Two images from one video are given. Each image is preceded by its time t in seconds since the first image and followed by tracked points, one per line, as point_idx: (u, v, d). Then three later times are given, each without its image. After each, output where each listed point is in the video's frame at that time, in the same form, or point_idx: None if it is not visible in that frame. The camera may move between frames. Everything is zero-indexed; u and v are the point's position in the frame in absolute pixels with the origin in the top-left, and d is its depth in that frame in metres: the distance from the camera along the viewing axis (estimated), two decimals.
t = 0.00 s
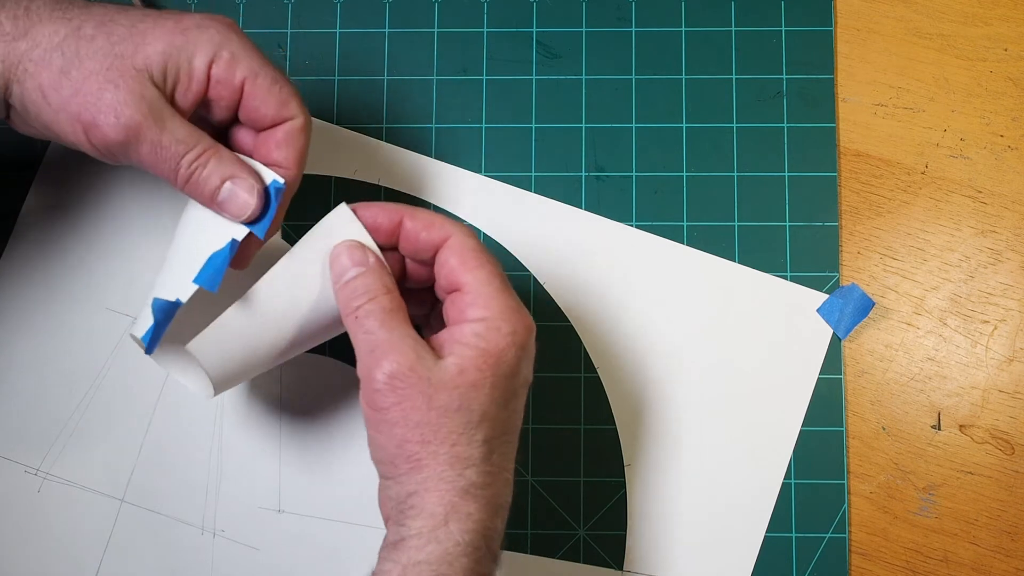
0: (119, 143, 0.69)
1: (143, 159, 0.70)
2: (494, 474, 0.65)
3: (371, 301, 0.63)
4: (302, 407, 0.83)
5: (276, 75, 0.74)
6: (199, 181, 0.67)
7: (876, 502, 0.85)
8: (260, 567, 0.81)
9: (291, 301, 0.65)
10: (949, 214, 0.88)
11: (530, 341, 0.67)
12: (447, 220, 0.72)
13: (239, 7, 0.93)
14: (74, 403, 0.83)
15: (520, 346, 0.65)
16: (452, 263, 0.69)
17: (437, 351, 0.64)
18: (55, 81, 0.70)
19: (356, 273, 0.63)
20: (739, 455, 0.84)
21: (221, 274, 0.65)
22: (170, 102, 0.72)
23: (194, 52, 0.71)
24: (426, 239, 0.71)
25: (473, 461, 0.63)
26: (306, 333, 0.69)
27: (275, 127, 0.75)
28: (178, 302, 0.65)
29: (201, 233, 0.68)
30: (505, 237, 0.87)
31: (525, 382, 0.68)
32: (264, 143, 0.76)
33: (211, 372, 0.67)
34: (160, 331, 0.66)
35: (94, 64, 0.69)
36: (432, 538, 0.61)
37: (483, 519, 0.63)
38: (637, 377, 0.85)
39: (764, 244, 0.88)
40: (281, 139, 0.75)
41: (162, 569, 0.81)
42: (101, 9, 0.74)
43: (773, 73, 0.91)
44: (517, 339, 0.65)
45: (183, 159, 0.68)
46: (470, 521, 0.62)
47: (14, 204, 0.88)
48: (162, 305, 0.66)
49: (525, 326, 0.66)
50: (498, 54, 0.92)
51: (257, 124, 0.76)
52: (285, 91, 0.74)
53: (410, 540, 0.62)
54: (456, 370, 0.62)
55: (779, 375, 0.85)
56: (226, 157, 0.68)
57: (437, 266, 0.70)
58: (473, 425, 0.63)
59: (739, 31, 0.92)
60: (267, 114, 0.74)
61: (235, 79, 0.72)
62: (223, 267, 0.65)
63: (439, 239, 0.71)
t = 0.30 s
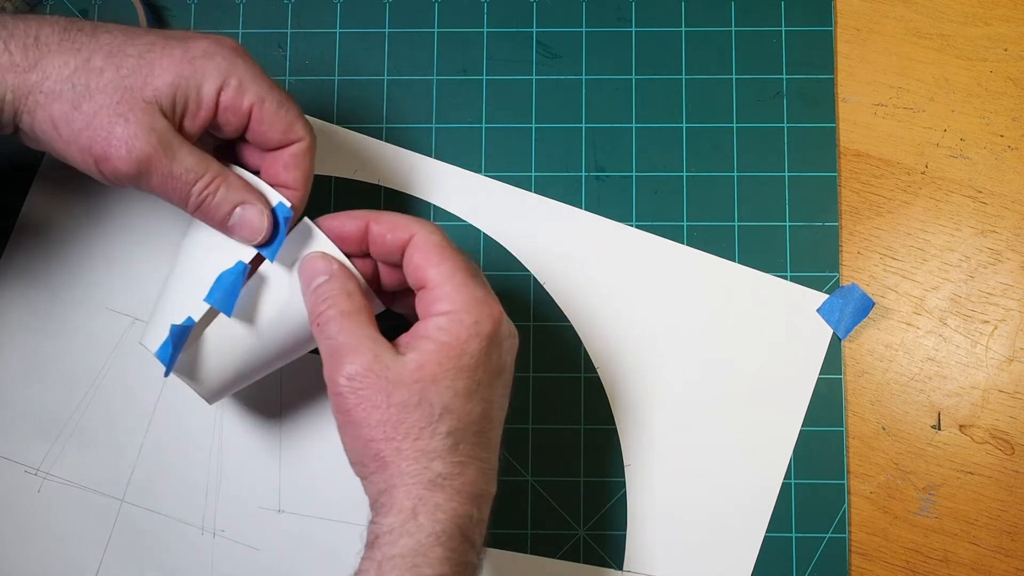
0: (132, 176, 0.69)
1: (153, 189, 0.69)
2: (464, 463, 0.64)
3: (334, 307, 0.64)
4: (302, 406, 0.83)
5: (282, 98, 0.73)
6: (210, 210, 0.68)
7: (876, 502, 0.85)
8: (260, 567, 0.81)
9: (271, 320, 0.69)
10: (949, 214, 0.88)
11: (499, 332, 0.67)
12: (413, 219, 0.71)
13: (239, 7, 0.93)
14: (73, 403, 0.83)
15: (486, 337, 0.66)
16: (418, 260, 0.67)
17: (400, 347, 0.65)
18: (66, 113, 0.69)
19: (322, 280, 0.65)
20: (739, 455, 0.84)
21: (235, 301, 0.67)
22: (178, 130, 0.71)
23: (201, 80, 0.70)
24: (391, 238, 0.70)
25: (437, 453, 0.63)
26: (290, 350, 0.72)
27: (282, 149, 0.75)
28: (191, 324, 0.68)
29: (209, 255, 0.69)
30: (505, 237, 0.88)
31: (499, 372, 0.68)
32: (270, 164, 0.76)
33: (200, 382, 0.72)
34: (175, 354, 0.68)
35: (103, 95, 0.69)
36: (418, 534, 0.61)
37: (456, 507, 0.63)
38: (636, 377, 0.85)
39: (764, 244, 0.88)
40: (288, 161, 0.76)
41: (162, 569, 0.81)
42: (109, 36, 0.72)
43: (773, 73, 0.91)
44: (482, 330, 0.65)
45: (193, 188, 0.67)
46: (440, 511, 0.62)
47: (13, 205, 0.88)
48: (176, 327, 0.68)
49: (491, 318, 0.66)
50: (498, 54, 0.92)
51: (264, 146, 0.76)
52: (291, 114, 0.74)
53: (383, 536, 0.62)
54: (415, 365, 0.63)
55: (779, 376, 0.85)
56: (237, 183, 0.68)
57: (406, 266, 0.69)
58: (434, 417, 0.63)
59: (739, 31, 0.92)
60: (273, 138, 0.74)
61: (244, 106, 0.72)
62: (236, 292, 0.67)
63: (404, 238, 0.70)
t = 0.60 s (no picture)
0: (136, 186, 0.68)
1: (157, 199, 0.69)
2: (455, 458, 0.64)
3: (329, 301, 0.64)
4: (302, 406, 0.83)
5: (288, 107, 0.73)
6: (216, 220, 0.67)
7: (876, 502, 0.85)
8: (260, 566, 0.81)
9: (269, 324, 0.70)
10: (949, 214, 0.88)
11: (495, 328, 0.66)
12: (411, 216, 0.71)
13: (239, 7, 0.93)
14: (73, 403, 0.83)
15: (480, 333, 0.65)
16: (414, 256, 0.67)
17: (393, 342, 0.64)
18: (69, 124, 0.68)
19: (318, 275, 0.65)
20: (740, 455, 0.84)
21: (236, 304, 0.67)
22: (184, 139, 0.70)
23: (209, 91, 0.69)
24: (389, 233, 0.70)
25: (426, 448, 0.62)
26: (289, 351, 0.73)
27: (287, 157, 0.76)
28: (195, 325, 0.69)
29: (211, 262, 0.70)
30: (505, 236, 0.88)
31: (494, 369, 0.67)
32: (274, 170, 0.77)
33: (204, 385, 0.73)
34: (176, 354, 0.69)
35: (107, 104, 0.67)
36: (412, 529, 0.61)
37: (446, 502, 0.62)
38: (637, 377, 0.85)
39: (764, 244, 0.88)
40: (293, 169, 0.76)
41: (162, 569, 0.81)
42: (114, 45, 0.71)
43: (773, 73, 0.91)
44: (475, 326, 0.64)
45: (199, 198, 0.67)
46: (430, 506, 0.62)
47: (14, 206, 0.88)
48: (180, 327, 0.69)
49: (485, 313, 0.65)
50: (498, 55, 0.92)
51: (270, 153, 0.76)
52: (298, 124, 0.74)
53: (375, 533, 0.62)
54: (405, 360, 0.62)
55: (779, 376, 0.85)
56: (242, 191, 0.67)
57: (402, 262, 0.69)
58: (424, 413, 0.63)
59: (739, 31, 0.92)
60: (279, 147, 0.74)
61: (250, 116, 0.72)
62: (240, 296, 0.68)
63: (401, 234, 0.70)
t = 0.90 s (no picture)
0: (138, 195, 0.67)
1: (160, 207, 0.68)
2: (450, 462, 0.63)
3: (326, 305, 0.64)
4: (302, 406, 0.83)
5: (293, 118, 0.73)
6: (221, 230, 0.67)
7: (876, 502, 0.85)
8: (260, 566, 0.81)
9: (270, 327, 0.70)
10: (949, 214, 0.88)
11: (492, 331, 0.66)
12: (408, 219, 0.71)
13: (239, 7, 0.93)
14: (73, 403, 0.83)
15: (476, 336, 0.65)
16: (411, 260, 0.67)
17: (389, 345, 0.64)
18: (75, 131, 0.67)
19: (316, 278, 0.66)
20: (739, 456, 0.84)
21: (235, 310, 0.68)
22: (189, 148, 0.70)
23: (216, 101, 0.69)
24: (386, 236, 0.70)
25: (422, 451, 0.62)
26: (288, 355, 0.73)
27: (289, 167, 0.76)
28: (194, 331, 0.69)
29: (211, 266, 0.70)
30: (505, 237, 0.88)
31: (491, 373, 0.67)
32: (276, 180, 0.77)
33: (203, 390, 0.73)
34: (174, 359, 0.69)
35: (115, 111, 0.67)
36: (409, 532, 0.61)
37: (441, 505, 0.62)
38: (636, 377, 0.85)
39: (764, 244, 0.88)
40: (295, 179, 0.77)
41: (162, 569, 0.81)
42: (122, 54, 0.70)
43: (773, 73, 0.91)
44: (472, 329, 0.64)
45: (203, 208, 0.66)
46: (425, 509, 0.62)
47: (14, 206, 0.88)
48: (178, 332, 0.69)
49: (482, 317, 0.65)
50: (497, 54, 0.92)
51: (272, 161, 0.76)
52: (303, 135, 0.74)
53: (370, 535, 0.62)
54: (401, 363, 0.62)
55: (779, 377, 0.85)
56: (246, 202, 0.67)
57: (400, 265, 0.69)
58: (420, 416, 0.63)
59: (739, 31, 0.92)
60: (283, 157, 0.75)
61: (256, 127, 0.72)
62: (240, 302, 0.68)
63: (399, 237, 0.70)
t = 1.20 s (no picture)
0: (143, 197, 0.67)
1: (164, 210, 0.68)
2: (449, 461, 0.63)
3: (325, 306, 0.64)
4: (302, 406, 0.83)
5: (297, 121, 0.73)
6: (225, 233, 0.67)
7: (876, 502, 0.85)
8: (260, 566, 0.81)
9: (271, 327, 0.70)
10: (949, 214, 0.88)
11: (491, 331, 0.66)
12: (404, 221, 0.71)
13: (239, 7, 0.93)
14: (72, 403, 0.83)
15: (475, 336, 0.65)
16: (408, 261, 0.67)
17: (388, 345, 0.64)
18: (81, 132, 0.67)
19: (314, 279, 0.66)
20: (739, 457, 0.84)
21: (236, 309, 0.68)
22: (194, 150, 0.70)
23: (221, 104, 0.69)
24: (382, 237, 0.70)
25: (422, 451, 0.62)
26: (287, 356, 0.73)
27: (292, 169, 0.77)
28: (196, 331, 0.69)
29: (212, 268, 0.70)
30: (506, 237, 0.88)
31: (490, 372, 0.67)
32: (279, 182, 0.77)
33: (202, 390, 0.72)
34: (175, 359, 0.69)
35: (122, 113, 0.67)
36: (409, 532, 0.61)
37: (440, 504, 0.62)
38: (637, 377, 0.85)
39: (764, 244, 0.88)
40: (298, 181, 0.77)
41: (162, 569, 0.81)
42: (127, 56, 0.70)
43: (773, 73, 0.91)
44: (470, 329, 0.64)
45: (208, 210, 0.67)
46: (425, 508, 0.61)
47: (14, 206, 0.88)
48: (179, 331, 0.69)
49: (481, 317, 0.65)
50: (497, 54, 0.92)
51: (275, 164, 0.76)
52: (307, 138, 0.74)
53: (370, 534, 0.62)
54: (401, 363, 0.62)
55: (779, 377, 0.85)
56: (251, 205, 0.68)
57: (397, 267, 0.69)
58: (419, 415, 0.62)
59: (739, 31, 0.92)
60: (287, 160, 0.75)
61: (261, 130, 0.72)
62: (241, 301, 0.68)
63: (396, 239, 0.70)
